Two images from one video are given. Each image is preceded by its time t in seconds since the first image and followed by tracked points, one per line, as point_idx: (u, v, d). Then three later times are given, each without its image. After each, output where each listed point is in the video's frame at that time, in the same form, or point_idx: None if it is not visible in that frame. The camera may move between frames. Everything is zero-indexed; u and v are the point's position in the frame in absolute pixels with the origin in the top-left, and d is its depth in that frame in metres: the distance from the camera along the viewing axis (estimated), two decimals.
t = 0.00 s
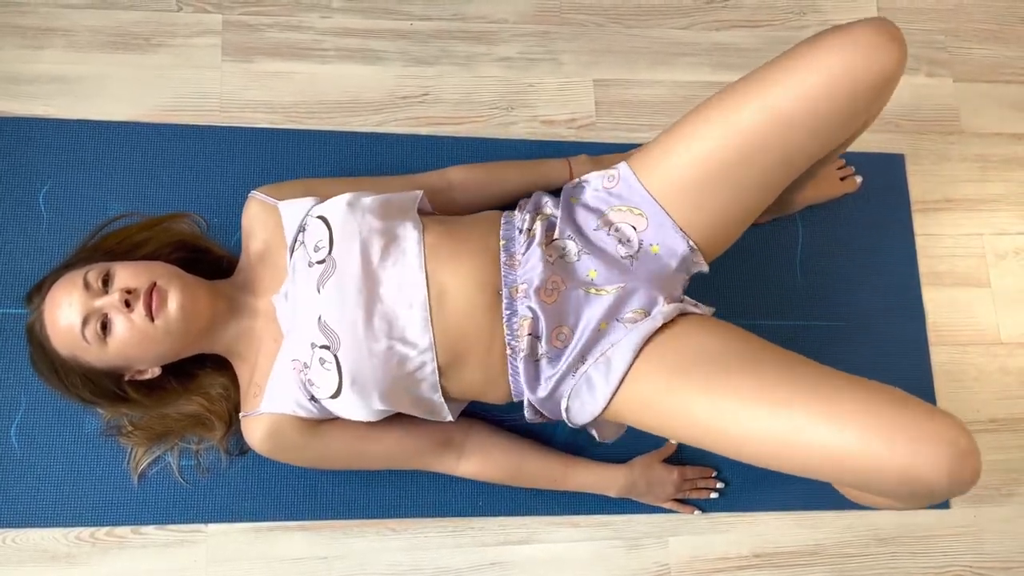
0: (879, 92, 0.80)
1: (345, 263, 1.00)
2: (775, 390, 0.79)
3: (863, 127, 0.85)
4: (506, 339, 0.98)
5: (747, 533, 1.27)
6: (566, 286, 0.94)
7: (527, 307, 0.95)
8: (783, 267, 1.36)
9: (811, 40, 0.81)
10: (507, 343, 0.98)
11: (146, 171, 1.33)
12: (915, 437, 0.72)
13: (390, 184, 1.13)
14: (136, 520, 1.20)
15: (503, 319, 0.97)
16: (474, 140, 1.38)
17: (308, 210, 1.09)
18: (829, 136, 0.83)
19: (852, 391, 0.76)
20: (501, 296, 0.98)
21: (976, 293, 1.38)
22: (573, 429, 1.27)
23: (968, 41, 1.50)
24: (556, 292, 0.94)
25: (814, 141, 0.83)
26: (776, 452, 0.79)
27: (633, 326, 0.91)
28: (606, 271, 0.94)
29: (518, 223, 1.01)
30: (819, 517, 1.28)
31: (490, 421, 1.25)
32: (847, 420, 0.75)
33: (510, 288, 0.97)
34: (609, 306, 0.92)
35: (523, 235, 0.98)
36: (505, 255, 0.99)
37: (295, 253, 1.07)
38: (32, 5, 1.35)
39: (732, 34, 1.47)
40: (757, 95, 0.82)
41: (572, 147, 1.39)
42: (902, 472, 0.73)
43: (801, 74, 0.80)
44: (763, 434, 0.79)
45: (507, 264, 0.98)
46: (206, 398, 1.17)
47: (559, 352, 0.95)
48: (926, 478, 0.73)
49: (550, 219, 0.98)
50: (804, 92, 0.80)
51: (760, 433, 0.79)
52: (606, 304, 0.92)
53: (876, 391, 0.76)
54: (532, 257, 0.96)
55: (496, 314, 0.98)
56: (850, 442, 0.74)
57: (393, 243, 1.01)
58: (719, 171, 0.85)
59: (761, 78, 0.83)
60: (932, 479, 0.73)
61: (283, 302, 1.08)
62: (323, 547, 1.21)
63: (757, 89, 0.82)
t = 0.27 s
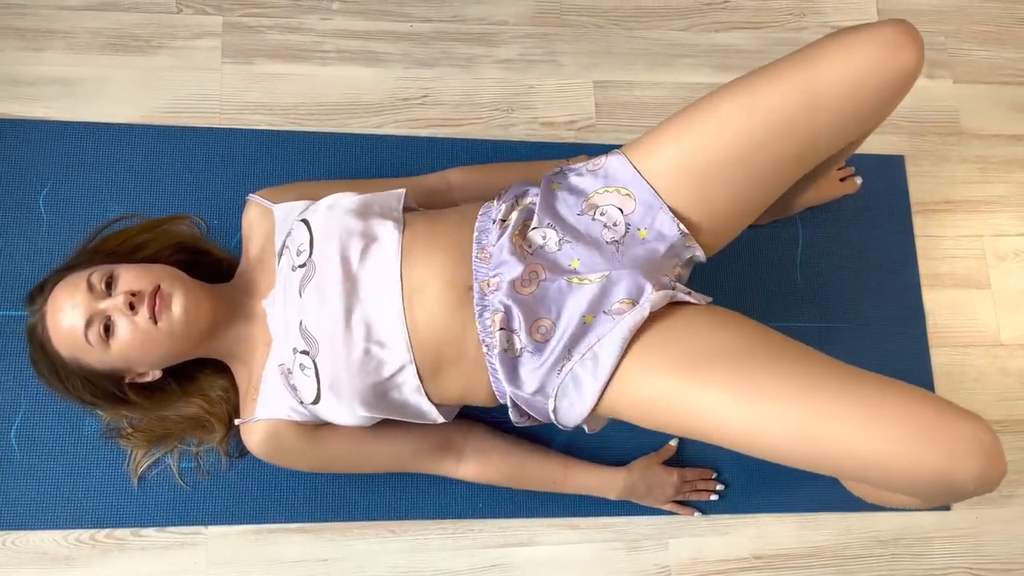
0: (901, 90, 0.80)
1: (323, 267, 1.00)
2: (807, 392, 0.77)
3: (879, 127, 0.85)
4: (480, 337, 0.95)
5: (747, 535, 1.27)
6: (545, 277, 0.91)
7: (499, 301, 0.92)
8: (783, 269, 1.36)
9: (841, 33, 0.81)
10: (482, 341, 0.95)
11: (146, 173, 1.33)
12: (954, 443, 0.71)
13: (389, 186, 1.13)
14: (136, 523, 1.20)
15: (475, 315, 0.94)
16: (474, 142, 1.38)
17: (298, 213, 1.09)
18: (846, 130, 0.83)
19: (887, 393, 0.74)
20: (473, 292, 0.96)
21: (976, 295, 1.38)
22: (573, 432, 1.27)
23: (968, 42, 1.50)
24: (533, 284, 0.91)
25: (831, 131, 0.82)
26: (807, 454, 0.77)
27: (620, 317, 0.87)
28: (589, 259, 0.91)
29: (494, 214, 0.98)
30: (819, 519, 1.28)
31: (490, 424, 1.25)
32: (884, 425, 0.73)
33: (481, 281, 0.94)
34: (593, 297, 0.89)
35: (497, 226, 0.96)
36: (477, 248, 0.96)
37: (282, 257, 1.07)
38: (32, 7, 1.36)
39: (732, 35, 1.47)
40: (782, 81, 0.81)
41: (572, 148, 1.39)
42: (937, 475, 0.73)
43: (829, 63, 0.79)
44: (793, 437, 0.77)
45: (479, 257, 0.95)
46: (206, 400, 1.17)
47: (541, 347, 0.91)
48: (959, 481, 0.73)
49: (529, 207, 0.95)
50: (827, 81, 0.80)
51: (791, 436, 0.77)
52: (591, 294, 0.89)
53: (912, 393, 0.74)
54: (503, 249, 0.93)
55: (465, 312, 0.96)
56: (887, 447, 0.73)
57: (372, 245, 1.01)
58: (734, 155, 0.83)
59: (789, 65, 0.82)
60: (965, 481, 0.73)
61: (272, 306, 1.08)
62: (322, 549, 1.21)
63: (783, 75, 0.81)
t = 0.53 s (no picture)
0: (896, 87, 0.81)
1: (317, 268, 1.00)
2: (810, 388, 0.77)
3: (874, 124, 0.86)
4: (476, 337, 0.94)
5: (747, 536, 1.27)
6: (543, 276, 0.90)
7: (495, 301, 0.91)
8: (783, 270, 1.36)
9: (836, 31, 0.82)
10: (478, 341, 0.94)
11: (146, 174, 1.33)
12: (957, 439, 0.72)
13: (390, 187, 1.13)
14: (135, 524, 1.19)
15: (471, 314, 0.94)
16: (474, 143, 1.38)
17: (294, 214, 1.09)
18: (843, 128, 0.83)
19: (891, 389, 0.75)
20: (469, 291, 0.95)
21: (976, 296, 1.38)
22: (573, 433, 1.27)
23: (968, 43, 1.50)
24: (530, 283, 0.90)
25: (828, 129, 0.83)
26: (810, 450, 0.77)
27: (618, 317, 0.86)
28: (587, 259, 0.90)
29: (491, 214, 0.97)
30: (819, 520, 1.28)
31: (489, 425, 1.25)
32: (887, 421, 0.73)
33: (477, 281, 0.93)
34: (591, 297, 0.88)
35: (494, 226, 0.95)
36: (473, 247, 0.96)
37: (277, 258, 1.07)
38: (32, 8, 1.36)
39: (732, 36, 1.47)
40: (780, 79, 0.81)
41: (571, 149, 1.39)
42: (939, 470, 0.73)
43: (825, 61, 0.80)
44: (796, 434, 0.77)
45: (476, 257, 0.95)
46: (206, 402, 1.17)
47: (538, 347, 0.90)
48: (961, 475, 0.74)
49: (526, 208, 0.94)
50: (825, 79, 0.80)
51: (794, 432, 0.77)
52: (588, 294, 0.88)
53: (915, 390, 0.75)
54: (499, 249, 0.92)
55: (461, 312, 0.96)
56: (890, 443, 0.73)
57: (365, 246, 1.00)
58: (734, 154, 0.83)
59: (785, 62, 0.82)
60: (967, 476, 0.74)
61: (267, 307, 1.08)
62: (323, 551, 1.21)
63: (780, 73, 0.82)
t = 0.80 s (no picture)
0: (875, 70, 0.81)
1: (336, 267, 1.00)
2: (789, 400, 0.78)
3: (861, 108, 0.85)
4: (503, 344, 0.96)
5: (748, 536, 1.27)
6: (568, 287, 0.93)
7: (524, 310, 0.93)
8: (784, 270, 1.36)
9: (806, 24, 0.82)
10: (505, 347, 0.96)
11: (146, 175, 1.33)
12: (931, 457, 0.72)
13: (390, 188, 1.13)
14: (136, 525, 1.19)
15: (499, 321, 0.95)
16: (474, 144, 1.38)
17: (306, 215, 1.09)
18: (828, 117, 0.83)
19: (868, 404, 0.75)
20: (498, 299, 0.97)
21: (976, 296, 1.38)
22: (574, 433, 1.27)
23: (967, 43, 1.50)
24: (557, 293, 0.93)
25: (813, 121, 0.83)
26: (787, 464, 0.78)
27: (637, 327, 0.89)
28: (608, 273, 0.92)
29: (517, 227, 0.99)
30: (819, 520, 1.28)
31: (490, 425, 1.25)
32: (862, 434, 0.74)
33: (506, 290, 0.95)
34: (612, 308, 0.90)
35: (522, 238, 0.97)
36: (503, 257, 0.98)
37: (291, 258, 1.07)
38: (31, 9, 1.36)
39: (732, 37, 1.47)
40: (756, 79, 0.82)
41: (572, 150, 1.39)
42: (914, 489, 0.73)
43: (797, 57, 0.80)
44: (773, 446, 0.78)
45: (505, 266, 0.97)
46: (206, 403, 1.17)
47: (561, 354, 0.92)
48: (935, 496, 0.73)
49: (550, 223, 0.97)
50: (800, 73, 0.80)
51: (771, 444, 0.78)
52: (609, 305, 0.90)
53: (893, 406, 0.75)
54: (531, 259, 0.94)
55: (489, 319, 0.97)
56: (864, 457, 0.74)
57: (386, 248, 1.00)
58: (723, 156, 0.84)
59: (760, 62, 0.83)
60: (942, 497, 0.73)
61: (278, 307, 1.08)
62: (323, 551, 1.21)
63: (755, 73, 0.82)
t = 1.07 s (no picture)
0: (824, 60, 0.85)
1: (346, 268, 0.99)
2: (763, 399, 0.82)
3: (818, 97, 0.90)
4: (514, 345, 0.97)
5: (747, 536, 1.27)
6: (577, 292, 0.94)
7: (539, 312, 0.95)
8: (783, 270, 1.36)
9: (753, 25, 0.87)
10: (517, 347, 0.97)
11: (145, 175, 1.33)
12: (894, 449, 0.76)
13: (390, 187, 1.13)
14: (135, 525, 1.19)
15: (514, 323, 0.96)
16: (474, 144, 1.38)
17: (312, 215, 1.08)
18: (789, 108, 0.87)
19: (832, 401, 0.80)
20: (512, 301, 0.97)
21: (976, 296, 1.38)
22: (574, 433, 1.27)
23: (967, 43, 1.50)
24: (568, 297, 0.94)
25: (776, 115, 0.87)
26: (760, 463, 0.82)
27: (640, 333, 0.91)
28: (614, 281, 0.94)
29: (527, 233, 1.00)
30: (818, 520, 1.28)
31: (490, 425, 1.25)
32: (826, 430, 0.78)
33: (521, 293, 0.97)
34: (618, 313, 0.93)
35: (534, 244, 0.98)
36: (517, 261, 0.99)
37: (298, 257, 1.06)
38: (31, 9, 1.36)
39: (731, 37, 1.47)
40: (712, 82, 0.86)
41: (571, 150, 1.39)
42: (878, 483, 0.77)
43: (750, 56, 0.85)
44: (747, 444, 0.82)
45: (520, 269, 0.97)
46: (206, 403, 1.17)
47: (570, 356, 0.94)
48: (900, 489, 0.77)
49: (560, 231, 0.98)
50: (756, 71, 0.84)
51: (745, 443, 0.82)
52: (615, 311, 0.93)
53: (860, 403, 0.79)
54: (547, 262, 0.95)
55: (502, 319, 0.97)
56: (829, 454, 0.77)
57: (395, 249, 1.00)
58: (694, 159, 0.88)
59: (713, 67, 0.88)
60: (906, 490, 0.77)
61: (283, 307, 1.07)
62: (322, 551, 1.21)
63: (715, 74, 0.86)
